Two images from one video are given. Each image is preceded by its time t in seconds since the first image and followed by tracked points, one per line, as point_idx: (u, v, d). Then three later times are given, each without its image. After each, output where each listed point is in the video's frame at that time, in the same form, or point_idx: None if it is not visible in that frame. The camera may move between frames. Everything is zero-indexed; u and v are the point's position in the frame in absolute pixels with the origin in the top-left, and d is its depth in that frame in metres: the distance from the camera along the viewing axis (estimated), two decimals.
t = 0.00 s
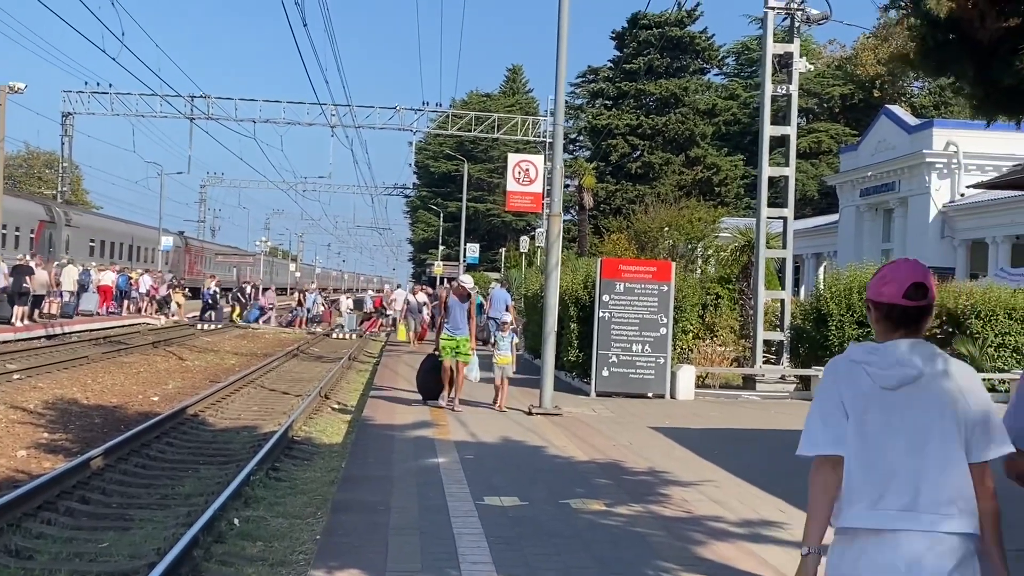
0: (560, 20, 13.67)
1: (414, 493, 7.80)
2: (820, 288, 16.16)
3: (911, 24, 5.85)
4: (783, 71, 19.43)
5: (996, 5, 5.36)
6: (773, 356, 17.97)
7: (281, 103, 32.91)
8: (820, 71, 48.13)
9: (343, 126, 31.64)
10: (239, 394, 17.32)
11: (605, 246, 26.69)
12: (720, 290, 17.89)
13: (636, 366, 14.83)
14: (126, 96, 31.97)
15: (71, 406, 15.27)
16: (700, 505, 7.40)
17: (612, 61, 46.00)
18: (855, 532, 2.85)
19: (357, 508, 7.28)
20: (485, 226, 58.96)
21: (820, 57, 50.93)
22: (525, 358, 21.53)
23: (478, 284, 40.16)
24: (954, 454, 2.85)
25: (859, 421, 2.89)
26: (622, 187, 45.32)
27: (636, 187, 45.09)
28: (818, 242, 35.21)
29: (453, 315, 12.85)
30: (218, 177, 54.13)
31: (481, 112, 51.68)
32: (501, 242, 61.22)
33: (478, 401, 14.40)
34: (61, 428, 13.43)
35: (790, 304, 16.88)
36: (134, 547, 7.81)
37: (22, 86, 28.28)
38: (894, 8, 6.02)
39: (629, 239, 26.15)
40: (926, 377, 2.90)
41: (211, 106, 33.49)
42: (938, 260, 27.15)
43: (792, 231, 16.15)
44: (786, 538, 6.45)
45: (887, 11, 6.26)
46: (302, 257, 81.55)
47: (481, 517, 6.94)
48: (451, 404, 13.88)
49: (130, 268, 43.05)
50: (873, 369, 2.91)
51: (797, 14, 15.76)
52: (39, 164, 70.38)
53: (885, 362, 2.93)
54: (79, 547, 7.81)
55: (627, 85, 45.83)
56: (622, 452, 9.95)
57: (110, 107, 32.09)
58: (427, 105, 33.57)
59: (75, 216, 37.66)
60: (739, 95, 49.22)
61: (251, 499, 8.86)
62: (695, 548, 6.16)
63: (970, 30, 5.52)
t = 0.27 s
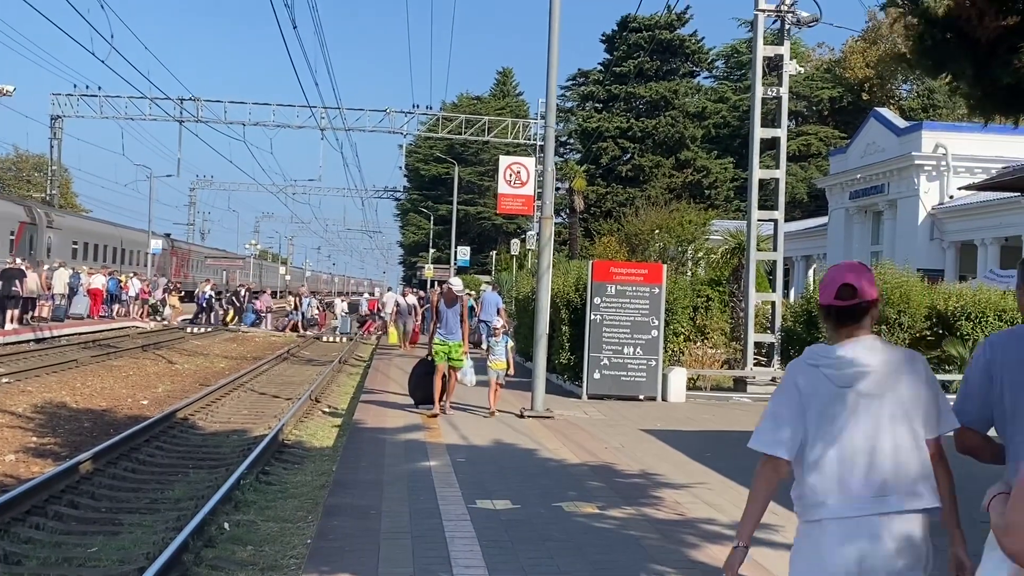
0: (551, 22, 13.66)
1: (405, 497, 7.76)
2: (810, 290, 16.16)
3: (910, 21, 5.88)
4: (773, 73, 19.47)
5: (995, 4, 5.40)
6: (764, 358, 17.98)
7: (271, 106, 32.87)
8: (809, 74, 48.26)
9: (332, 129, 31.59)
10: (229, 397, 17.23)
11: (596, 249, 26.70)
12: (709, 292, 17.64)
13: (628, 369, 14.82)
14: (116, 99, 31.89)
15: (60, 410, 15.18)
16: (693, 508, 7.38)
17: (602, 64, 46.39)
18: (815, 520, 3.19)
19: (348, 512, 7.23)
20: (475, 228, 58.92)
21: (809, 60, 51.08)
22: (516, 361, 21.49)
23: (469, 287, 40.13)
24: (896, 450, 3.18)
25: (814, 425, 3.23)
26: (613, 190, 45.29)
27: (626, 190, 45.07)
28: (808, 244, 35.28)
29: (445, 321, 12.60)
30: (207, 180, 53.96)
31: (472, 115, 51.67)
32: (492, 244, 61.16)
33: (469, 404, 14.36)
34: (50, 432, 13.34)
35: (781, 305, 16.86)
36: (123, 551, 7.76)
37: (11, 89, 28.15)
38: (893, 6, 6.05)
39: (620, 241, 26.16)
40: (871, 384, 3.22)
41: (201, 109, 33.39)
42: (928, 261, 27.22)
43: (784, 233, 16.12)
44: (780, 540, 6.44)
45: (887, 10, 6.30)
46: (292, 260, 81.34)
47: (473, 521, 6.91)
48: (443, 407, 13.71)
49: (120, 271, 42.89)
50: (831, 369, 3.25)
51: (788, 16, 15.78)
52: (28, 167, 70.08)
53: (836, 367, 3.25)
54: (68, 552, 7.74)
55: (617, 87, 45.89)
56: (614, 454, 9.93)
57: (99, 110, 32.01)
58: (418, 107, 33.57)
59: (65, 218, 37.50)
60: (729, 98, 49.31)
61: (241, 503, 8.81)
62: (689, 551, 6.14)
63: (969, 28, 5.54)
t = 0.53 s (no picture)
0: (544, 23, 13.68)
1: (397, 499, 7.74)
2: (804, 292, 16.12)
3: (901, 23, 5.88)
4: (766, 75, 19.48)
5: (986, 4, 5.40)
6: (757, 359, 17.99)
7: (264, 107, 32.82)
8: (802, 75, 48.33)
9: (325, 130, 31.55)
10: (221, 399, 17.17)
11: (589, 250, 26.72)
12: (703, 293, 17.61)
13: (620, 370, 14.80)
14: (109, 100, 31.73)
15: (51, 412, 15.11)
16: (685, 509, 7.37)
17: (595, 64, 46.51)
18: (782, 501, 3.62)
19: (339, 514, 7.21)
20: (469, 230, 58.88)
21: (802, 61, 51.17)
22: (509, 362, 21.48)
23: (462, 288, 40.10)
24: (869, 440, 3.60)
25: (794, 418, 3.66)
26: (606, 192, 45.26)
27: (619, 191, 45.03)
28: (801, 245, 35.33)
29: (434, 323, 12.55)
30: (200, 182, 53.84)
31: (465, 116, 51.65)
32: (485, 246, 61.11)
33: (461, 406, 14.34)
34: (40, 434, 13.28)
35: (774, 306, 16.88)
36: (113, 554, 7.71)
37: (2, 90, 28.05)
38: (883, 7, 6.06)
39: (613, 242, 26.17)
40: (845, 381, 3.64)
41: (193, 110, 33.32)
42: (919, 261, 27.22)
43: (776, 235, 16.15)
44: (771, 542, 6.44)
45: (877, 9, 6.28)
46: (284, 262, 81.17)
47: (464, 523, 6.89)
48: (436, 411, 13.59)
49: (112, 273, 42.75)
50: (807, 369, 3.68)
51: (780, 17, 15.79)
52: (19, 169, 69.85)
53: (816, 366, 3.67)
54: (57, 555, 7.70)
55: (610, 88, 45.94)
56: (606, 456, 9.92)
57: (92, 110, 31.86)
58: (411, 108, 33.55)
59: (58, 220, 37.42)
60: (722, 99, 49.35)
61: (232, 505, 8.78)
62: (681, 553, 6.13)
63: (959, 28, 5.54)
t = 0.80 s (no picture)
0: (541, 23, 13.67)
1: (394, 499, 7.73)
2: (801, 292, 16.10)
3: (898, 22, 5.88)
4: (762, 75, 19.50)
5: None
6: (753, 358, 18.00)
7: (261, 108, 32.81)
8: (799, 74, 48.41)
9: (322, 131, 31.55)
10: (218, 400, 17.16)
11: (586, 250, 26.73)
12: (699, 293, 17.61)
13: (617, 370, 14.80)
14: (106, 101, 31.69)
15: (48, 413, 15.11)
16: (681, 509, 7.37)
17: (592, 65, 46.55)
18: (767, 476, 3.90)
19: (335, 514, 7.20)
20: (466, 230, 58.87)
21: (799, 61, 51.24)
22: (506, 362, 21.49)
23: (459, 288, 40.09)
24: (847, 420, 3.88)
25: (781, 397, 3.93)
26: (603, 192, 45.23)
27: (616, 191, 45.00)
28: (798, 245, 35.36)
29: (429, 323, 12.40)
30: (197, 183, 53.83)
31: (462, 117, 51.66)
32: (482, 246, 61.11)
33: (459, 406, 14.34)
34: (37, 435, 13.27)
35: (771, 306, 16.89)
36: (110, 555, 7.70)
37: None
38: (879, 6, 6.06)
39: (610, 243, 26.19)
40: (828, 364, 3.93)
41: (191, 111, 33.30)
42: (916, 260, 27.22)
43: (772, 235, 16.15)
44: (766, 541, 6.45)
45: (872, 6, 6.28)
46: (281, 263, 81.09)
47: (461, 523, 6.89)
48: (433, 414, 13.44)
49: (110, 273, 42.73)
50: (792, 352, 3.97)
51: (777, 17, 15.80)
52: (17, 170, 69.77)
53: (799, 349, 3.96)
54: (54, 556, 7.70)
55: (607, 89, 45.96)
56: (603, 456, 9.93)
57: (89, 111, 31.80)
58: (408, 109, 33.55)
59: (55, 220, 37.40)
60: (719, 99, 49.40)
61: (229, 505, 8.78)
62: (676, 552, 6.13)
63: (954, 26, 5.54)
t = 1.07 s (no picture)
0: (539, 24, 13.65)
1: (392, 500, 7.73)
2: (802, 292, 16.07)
3: (895, 21, 5.88)
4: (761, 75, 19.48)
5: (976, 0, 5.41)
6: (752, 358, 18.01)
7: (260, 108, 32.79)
8: (798, 75, 48.40)
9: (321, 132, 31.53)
10: (217, 401, 17.14)
11: (585, 251, 26.72)
12: (697, 293, 17.58)
13: (616, 370, 14.80)
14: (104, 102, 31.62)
15: (46, 414, 15.09)
16: (680, 510, 7.36)
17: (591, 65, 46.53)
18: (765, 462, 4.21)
19: (334, 515, 7.19)
20: (465, 230, 58.84)
21: (798, 61, 51.25)
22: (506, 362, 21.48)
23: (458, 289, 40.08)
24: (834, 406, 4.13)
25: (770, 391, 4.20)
26: (602, 192, 45.16)
27: (615, 192, 44.93)
28: (798, 245, 35.37)
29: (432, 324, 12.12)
30: (195, 184, 53.80)
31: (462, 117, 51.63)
32: (481, 247, 61.08)
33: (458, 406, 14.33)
34: (36, 436, 13.26)
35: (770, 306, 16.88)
36: (108, 556, 7.69)
37: None
38: (877, 6, 6.05)
39: (609, 243, 26.18)
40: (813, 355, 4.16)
41: (190, 112, 33.26)
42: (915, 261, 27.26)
43: (771, 235, 16.14)
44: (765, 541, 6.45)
45: (869, 6, 6.28)
46: (280, 263, 81.01)
47: (459, 524, 6.88)
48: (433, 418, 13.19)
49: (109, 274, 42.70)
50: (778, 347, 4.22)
51: (775, 17, 15.79)
52: (16, 171, 69.70)
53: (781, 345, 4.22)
54: (52, 557, 7.69)
55: (606, 89, 45.94)
56: (602, 456, 9.92)
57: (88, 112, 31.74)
58: (407, 109, 33.52)
59: (54, 222, 37.36)
60: (718, 99, 49.42)
61: (227, 506, 8.77)
62: (675, 553, 6.13)
63: (950, 26, 5.55)
